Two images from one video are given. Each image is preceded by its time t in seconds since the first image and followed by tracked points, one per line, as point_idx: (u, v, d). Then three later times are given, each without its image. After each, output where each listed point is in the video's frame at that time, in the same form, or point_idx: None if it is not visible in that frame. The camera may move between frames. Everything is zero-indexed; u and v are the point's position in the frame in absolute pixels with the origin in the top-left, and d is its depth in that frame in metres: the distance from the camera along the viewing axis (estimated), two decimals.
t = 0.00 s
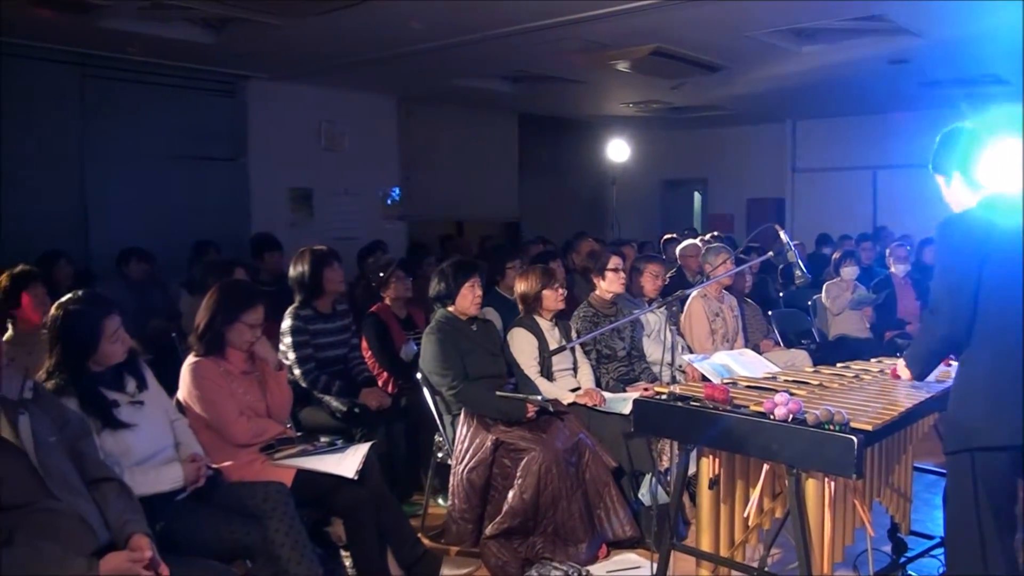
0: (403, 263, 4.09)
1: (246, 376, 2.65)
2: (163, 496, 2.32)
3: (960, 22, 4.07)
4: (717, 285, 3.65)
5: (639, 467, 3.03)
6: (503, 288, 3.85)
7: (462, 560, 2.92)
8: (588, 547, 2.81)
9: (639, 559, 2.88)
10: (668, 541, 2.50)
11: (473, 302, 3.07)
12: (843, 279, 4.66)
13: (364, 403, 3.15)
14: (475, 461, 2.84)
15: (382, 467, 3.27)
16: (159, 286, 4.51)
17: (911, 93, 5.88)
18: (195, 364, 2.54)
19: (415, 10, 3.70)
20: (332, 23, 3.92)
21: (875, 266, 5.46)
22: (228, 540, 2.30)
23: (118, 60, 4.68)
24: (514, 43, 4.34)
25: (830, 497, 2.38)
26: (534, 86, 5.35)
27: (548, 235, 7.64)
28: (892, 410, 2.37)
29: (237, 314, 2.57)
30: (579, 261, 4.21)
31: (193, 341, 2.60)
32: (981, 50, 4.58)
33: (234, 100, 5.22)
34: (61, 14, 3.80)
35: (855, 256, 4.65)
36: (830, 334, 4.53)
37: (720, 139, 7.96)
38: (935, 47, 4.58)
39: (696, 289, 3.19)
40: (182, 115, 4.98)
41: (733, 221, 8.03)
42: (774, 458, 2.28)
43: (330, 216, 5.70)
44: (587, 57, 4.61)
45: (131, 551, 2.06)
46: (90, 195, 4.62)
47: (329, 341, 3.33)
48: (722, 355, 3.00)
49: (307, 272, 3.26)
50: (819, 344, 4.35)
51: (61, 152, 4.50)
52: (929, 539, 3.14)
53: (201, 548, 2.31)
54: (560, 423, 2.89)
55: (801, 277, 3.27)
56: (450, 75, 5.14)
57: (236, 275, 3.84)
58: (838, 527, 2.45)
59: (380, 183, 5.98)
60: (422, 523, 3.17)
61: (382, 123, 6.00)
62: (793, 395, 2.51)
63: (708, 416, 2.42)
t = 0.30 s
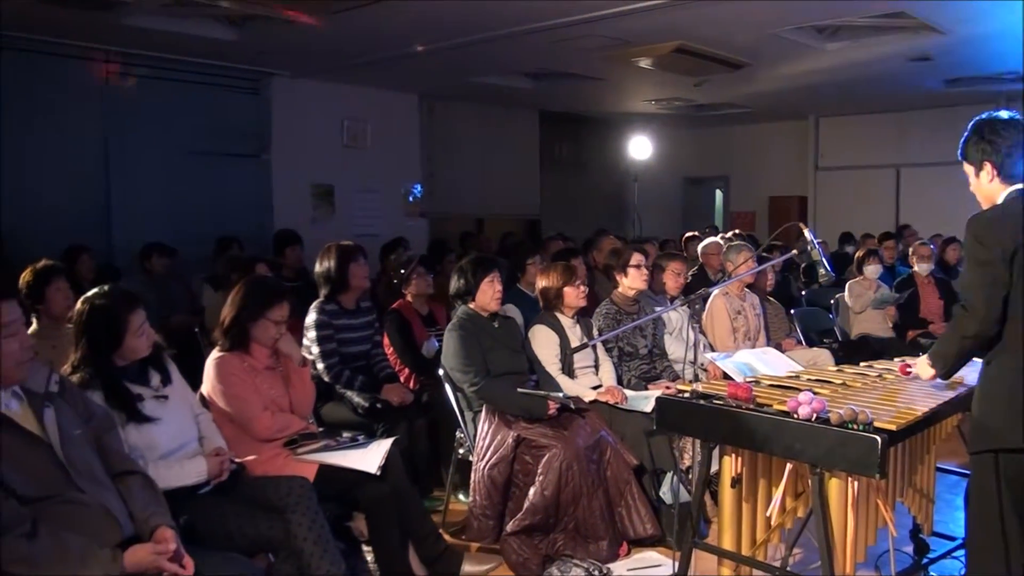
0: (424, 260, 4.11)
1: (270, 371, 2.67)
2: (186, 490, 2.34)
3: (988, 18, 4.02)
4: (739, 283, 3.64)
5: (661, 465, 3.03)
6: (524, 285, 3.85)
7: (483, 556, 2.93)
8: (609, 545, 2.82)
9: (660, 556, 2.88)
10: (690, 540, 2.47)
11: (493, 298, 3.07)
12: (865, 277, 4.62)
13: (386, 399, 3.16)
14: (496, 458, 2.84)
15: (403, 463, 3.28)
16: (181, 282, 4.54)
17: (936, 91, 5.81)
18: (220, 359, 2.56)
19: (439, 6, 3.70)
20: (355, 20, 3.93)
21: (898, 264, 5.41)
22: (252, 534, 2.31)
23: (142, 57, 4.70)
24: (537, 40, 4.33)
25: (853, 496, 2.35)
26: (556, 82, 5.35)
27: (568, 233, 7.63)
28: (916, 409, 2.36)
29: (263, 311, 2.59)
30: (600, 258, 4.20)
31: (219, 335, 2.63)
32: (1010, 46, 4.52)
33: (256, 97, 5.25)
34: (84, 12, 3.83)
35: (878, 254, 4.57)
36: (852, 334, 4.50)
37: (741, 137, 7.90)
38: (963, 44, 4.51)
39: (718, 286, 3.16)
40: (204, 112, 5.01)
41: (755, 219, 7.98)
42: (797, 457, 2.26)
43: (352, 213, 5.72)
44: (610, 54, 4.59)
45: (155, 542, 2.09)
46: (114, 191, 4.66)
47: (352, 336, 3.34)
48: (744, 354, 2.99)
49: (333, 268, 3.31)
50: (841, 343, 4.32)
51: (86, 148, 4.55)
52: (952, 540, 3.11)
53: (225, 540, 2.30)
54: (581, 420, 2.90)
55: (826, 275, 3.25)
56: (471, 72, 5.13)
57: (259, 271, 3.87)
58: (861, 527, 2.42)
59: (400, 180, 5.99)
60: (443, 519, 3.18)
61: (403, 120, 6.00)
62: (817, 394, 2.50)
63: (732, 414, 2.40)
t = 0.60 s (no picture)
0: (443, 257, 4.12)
1: (291, 366, 2.69)
2: (206, 483, 2.36)
3: (1012, 16, 3.99)
4: (758, 282, 3.63)
5: (678, 463, 3.05)
6: (542, 282, 3.85)
7: (500, 552, 2.94)
8: (626, 543, 2.82)
9: (677, 554, 2.88)
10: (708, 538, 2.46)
11: (511, 295, 3.08)
12: (885, 277, 4.60)
13: (404, 395, 3.16)
14: (514, 454, 2.85)
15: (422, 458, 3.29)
16: (200, 277, 4.57)
17: (956, 90, 5.77)
18: (241, 354, 2.58)
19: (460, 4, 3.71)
20: (376, 17, 3.94)
21: (918, 264, 5.37)
22: (272, 527, 2.33)
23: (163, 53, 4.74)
24: (557, 37, 4.33)
25: (872, 496, 2.33)
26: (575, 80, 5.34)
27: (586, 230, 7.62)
28: (937, 410, 2.34)
29: (284, 307, 2.61)
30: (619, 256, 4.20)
31: (240, 330, 2.65)
32: None
33: (276, 93, 5.27)
34: (107, 8, 3.86)
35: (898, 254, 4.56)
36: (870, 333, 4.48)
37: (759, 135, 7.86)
38: (984, 43, 4.47)
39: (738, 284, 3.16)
40: (223, 108, 5.04)
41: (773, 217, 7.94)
42: (817, 457, 2.25)
43: (369, 209, 5.74)
44: (629, 52, 4.59)
45: (176, 534, 2.10)
46: (134, 186, 4.70)
47: (371, 332, 3.36)
48: (764, 353, 2.99)
49: (355, 263, 3.31)
50: (859, 342, 4.30)
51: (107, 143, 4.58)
52: (970, 541, 3.09)
53: (246, 535, 2.33)
54: (599, 417, 2.91)
55: (846, 274, 3.23)
56: (490, 69, 5.14)
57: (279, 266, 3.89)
58: (880, 528, 2.42)
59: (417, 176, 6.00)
60: (460, 515, 3.20)
61: (421, 117, 6.02)
62: (837, 394, 2.49)
63: (751, 413, 2.39)
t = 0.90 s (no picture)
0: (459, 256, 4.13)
1: (308, 364, 2.71)
2: (224, 479, 2.37)
3: None
4: (775, 283, 3.62)
5: (693, 463, 3.06)
6: (558, 282, 3.86)
7: (515, 552, 2.94)
8: (641, 543, 2.83)
9: (692, 556, 2.87)
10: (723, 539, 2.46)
11: (527, 296, 3.08)
12: (901, 279, 4.58)
13: (420, 394, 3.19)
14: (530, 454, 2.85)
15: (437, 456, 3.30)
16: (216, 274, 4.60)
17: (974, 91, 5.72)
18: (259, 352, 2.60)
19: (479, 4, 3.72)
20: (393, 16, 3.95)
21: (935, 266, 5.33)
22: (288, 524, 2.34)
23: (183, 52, 4.76)
24: (574, 37, 4.33)
25: (889, 499, 2.32)
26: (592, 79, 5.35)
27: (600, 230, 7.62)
28: (955, 412, 2.33)
29: (303, 305, 2.63)
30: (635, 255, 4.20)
31: (259, 328, 2.67)
32: None
33: (293, 91, 5.29)
34: (125, 6, 3.89)
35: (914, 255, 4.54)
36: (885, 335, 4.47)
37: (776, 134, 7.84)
38: (1004, 43, 4.43)
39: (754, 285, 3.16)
40: (239, 106, 5.06)
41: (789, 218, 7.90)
42: (834, 459, 2.24)
43: (385, 208, 5.76)
44: (646, 52, 4.59)
45: (194, 530, 2.12)
46: (151, 184, 4.72)
47: (388, 330, 3.38)
48: (781, 355, 2.98)
49: (374, 262, 3.32)
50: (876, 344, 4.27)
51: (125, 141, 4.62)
52: (986, 545, 3.07)
53: (262, 532, 2.34)
54: (615, 418, 2.91)
55: (864, 276, 3.22)
56: (506, 68, 5.15)
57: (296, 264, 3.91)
58: (897, 531, 2.40)
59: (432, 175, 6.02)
60: (475, 514, 3.21)
61: (436, 115, 6.03)
62: (854, 396, 2.48)
63: (768, 414, 2.39)
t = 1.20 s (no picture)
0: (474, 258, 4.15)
1: (324, 365, 2.72)
2: (240, 478, 2.39)
3: None
4: (790, 286, 3.62)
5: (707, 466, 3.06)
6: (573, 284, 3.87)
7: (529, 553, 2.95)
8: (655, 546, 2.82)
9: (706, 559, 2.87)
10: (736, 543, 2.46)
11: (541, 300, 3.09)
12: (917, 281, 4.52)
13: (435, 395, 3.18)
14: (544, 455, 2.86)
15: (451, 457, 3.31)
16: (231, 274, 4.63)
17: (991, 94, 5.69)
18: (275, 352, 2.62)
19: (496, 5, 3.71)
20: (409, 18, 3.97)
21: (949, 270, 5.31)
22: (303, 523, 2.35)
23: (200, 53, 4.79)
24: (590, 39, 4.34)
25: (904, 504, 2.31)
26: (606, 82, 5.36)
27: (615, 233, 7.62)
28: (970, 417, 2.32)
29: (319, 306, 2.64)
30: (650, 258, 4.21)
31: (275, 328, 2.69)
32: None
33: (309, 93, 5.32)
34: (143, 8, 3.92)
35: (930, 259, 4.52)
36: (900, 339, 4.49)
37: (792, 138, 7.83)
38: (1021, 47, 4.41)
39: (768, 290, 3.17)
40: (255, 107, 5.09)
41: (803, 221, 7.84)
42: (848, 463, 2.24)
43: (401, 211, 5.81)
44: (661, 54, 4.57)
45: (211, 528, 2.14)
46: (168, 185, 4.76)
47: (404, 331, 3.39)
48: (796, 359, 2.98)
49: (391, 263, 3.34)
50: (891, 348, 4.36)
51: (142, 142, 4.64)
52: (1001, 551, 3.05)
53: (278, 530, 2.35)
54: (629, 420, 2.91)
55: (880, 280, 3.21)
56: (521, 70, 5.16)
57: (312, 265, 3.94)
58: (913, 536, 2.39)
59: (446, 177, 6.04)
60: (488, 515, 3.22)
61: (451, 117, 6.04)
62: (869, 400, 2.47)
63: (784, 418, 2.38)
